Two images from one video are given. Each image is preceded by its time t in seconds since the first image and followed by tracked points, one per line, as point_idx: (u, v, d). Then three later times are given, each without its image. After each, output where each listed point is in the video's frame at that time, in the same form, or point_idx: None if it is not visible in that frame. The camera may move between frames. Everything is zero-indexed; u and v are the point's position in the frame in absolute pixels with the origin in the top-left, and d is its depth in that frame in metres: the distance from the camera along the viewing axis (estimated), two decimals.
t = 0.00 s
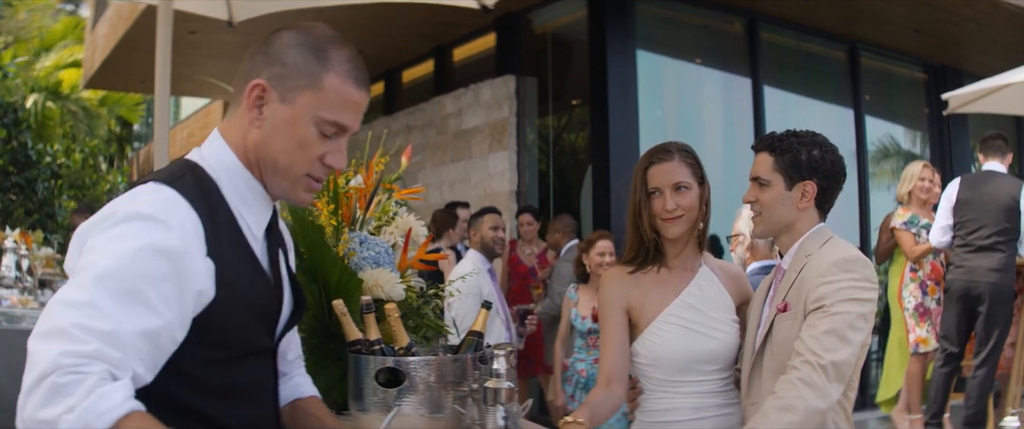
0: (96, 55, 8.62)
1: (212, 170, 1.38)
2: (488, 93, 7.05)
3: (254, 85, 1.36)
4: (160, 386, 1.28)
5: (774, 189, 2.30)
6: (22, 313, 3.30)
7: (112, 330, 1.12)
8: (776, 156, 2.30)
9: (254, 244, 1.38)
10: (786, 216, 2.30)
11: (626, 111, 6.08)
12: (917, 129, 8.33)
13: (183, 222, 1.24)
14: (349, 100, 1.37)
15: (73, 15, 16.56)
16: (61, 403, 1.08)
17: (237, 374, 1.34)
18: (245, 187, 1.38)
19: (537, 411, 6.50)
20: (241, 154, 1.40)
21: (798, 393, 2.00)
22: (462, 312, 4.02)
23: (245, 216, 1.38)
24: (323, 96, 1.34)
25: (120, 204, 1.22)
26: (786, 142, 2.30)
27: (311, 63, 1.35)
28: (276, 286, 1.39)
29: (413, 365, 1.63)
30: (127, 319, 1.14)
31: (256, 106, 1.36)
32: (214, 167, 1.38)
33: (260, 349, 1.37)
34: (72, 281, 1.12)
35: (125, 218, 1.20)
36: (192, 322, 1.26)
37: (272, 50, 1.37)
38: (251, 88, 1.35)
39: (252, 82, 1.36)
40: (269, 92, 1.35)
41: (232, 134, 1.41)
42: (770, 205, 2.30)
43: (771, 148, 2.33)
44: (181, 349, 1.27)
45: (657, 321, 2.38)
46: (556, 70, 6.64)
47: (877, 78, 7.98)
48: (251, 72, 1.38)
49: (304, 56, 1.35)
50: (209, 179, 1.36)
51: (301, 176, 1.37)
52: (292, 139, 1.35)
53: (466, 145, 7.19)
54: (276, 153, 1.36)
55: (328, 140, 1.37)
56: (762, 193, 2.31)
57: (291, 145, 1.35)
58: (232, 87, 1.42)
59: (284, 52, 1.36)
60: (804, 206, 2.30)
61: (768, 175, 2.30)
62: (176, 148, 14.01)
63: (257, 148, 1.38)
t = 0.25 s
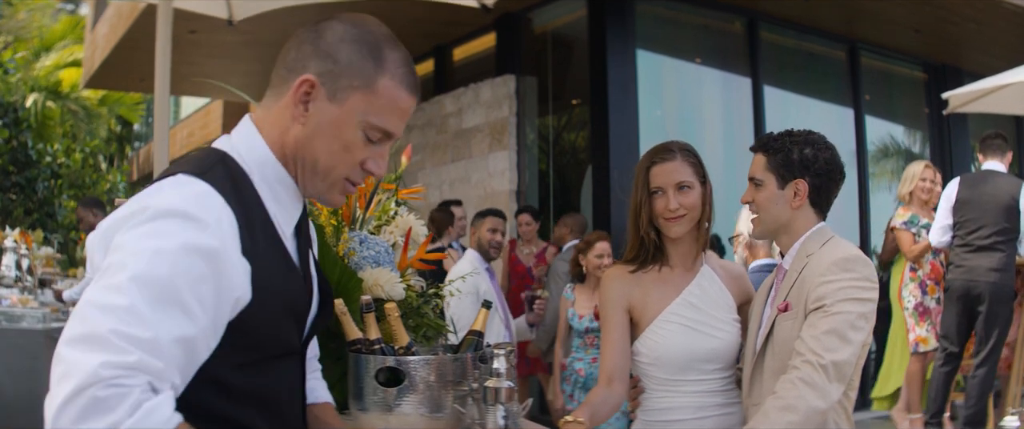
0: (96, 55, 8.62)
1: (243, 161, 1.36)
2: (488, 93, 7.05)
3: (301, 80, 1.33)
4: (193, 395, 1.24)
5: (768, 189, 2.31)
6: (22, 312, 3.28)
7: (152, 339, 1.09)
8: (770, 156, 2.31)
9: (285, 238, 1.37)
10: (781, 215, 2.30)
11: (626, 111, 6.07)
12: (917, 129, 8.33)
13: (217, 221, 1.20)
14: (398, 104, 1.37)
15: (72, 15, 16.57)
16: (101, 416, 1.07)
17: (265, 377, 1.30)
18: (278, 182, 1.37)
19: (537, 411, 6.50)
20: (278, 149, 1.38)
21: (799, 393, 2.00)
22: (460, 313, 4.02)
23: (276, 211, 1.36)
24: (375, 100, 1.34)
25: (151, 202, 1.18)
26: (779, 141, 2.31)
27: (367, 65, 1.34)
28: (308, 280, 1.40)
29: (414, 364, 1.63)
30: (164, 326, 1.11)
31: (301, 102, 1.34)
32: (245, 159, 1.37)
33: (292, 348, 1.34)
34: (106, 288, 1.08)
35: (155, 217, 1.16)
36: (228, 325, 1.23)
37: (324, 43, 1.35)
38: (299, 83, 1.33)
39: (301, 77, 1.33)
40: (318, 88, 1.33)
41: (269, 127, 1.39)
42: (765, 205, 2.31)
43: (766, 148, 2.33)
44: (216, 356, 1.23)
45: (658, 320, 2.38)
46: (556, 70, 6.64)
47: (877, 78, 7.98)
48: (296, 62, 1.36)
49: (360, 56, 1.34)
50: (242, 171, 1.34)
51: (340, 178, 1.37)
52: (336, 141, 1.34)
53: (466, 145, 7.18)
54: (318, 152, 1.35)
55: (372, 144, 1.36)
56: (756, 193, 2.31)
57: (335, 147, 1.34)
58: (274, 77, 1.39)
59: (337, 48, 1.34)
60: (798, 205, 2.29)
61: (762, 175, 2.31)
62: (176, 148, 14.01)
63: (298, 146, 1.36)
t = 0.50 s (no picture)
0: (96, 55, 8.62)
1: (258, 159, 1.37)
2: (488, 92, 7.05)
3: (325, 83, 1.34)
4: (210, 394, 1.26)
5: (762, 188, 2.31)
6: (22, 312, 3.25)
7: (176, 323, 1.09)
8: (761, 155, 2.32)
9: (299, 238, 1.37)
10: (777, 214, 2.30)
11: (627, 111, 6.07)
12: (917, 129, 8.33)
13: (237, 210, 1.21)
14: (415, 113, 1.39)
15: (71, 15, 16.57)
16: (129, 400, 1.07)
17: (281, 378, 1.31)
18: (293, 182, 1.38)
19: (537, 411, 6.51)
20: (295, 151, 1.39)
21: (799, 392, 2.00)
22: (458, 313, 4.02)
23: (290, 210, 1.37)
24: (397, 107, 1.36)
25: (173, 191, 1.19)
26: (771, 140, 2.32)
27: (390, 73, 1.36)
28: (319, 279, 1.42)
29: (414, 364, 1.64)
30: (189, 311, 1.11)
31: (324, 106, 1.35)
32: (259, 157, 1.37)
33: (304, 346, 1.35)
34: (129, 273, 1.09)
35: (177, 205, 1.16)
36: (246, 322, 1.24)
37: (347, 50, 1.36)
38: (323, 87, 1.34)
39: (325, 81, 1.34)
40: (341, 93, 1.34)
41: (285, 128, 1.39)
42: (760, 204, 2.31)
43: (757, 149, 2.35)
44: (232, 350, 1.24)
45: (660, 318, 2.38)
46: (556, 70, 6.65)
47: (878, 78, 7.98)
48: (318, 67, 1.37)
49: (384, 64, 1.36)
50: (255, 168, 1.34)
51: (356, 183, 1.39)
52: (356, 146, 1.35)
53: (466, 145, 7.18)
54: (337, 156, 1.36)
55: (389, 151, 1.38)
56: (751, 193, 2.32)
57: (354, 152, 1.35)
58: (294, 79, 1.40)
59: (360, 55, 1.35)
60: (793, 202, 2.30)
61: (755, 175, 2.32)
62: (177, 148, 14.02)
63: (317, 149, 1.37)
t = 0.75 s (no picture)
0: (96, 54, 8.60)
1: (253, 157, 1.41)
2: (488, 92, 7.05)
3: (325, 88, 1.42)
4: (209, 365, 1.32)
5: (753, 188, 2.34)
6: (22, 312, 3.26)
7: (172, 299, 1.16)
8: (751, 156, 2.35)
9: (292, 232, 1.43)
10: (770, 213, 2.33)
11: (627, 111, 6.07)
12: (917, 129, 8.33)
13: (234, 196, 1.28)
14: (400, 119, 1.49)
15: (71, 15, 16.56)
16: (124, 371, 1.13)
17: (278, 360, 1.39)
18: (287, 180, 1.43)
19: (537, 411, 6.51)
20: (289, 150, 1.44)
21: (803, 395, 1.99)
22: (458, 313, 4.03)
23: (284, 206, 1.42)
24: (387, 112, 1.46)
25: (176, 179, 1.27)
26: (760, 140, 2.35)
27: (382, 81, 1.46)
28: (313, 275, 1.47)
29: (414, 364, 1.63)
30: (185, 288, 1.18)
31: (323, 109, 1.42)
32: (255, 155, 1.41)
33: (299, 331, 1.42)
34: (130, 252, 1.16)
35: (179, 192, 1.24)
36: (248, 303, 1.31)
37: (342, 60, 1.45)
38: (323, 90, 1.42)
39: (324, 86, 1.42)
40: (340, 97, 1.42)
41: (279, 130, 1.45)
42: (754, 203, 2.34)
43: (747, 150, 2.38)
44: (232, 329, 1.31)
45: (659, 317, 2.37)
46: (556, 70, 6.65)
47: (878, 78, 7.98)
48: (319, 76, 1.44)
49: (376, 73, 1.46)
50: (252, 165, 1.39)
51: (346, 183, 1.46)
52: (352, 145, 1.43)
53: (466, 145, 7.18)
54: (332, 155, 1.43)
55: (377, 153, 1.47)
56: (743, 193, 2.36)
57: (349, 151, 1.43)
58: (288, 86, 1.47)
59: (355, 64, 1.45)
60: (786, 201, 2.31)
61: (746, 176, 2.36)
62: (176, 148, 14.00)
63: (312, 149, 1.43)
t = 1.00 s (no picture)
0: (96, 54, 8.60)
1: (245, 162, 1.45)
2: (488, 92, 7.05)
3: (307, 97, 1.48)
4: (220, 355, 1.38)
5: (741, 190, 2.35)
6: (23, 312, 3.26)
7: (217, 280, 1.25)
8: (736, 157, 2.36)
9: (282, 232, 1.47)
10: (758, 214, 2.33)
11: (627, 111, 6.07)
12: (917, 128, 8.33)
13: (244, 186, 1.37)
14: (376, 127, 1.55)
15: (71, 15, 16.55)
16: (187, 349, 1.21)
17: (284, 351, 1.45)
18: (275, 184, 1.47)
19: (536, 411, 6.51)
20: (276, 155, 1.48)
21: (809, 400, 1.99)
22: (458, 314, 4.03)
23: (275, 207, 1.47)
24: (364, 120, 1.52)
25: (186, 172, 1.34)
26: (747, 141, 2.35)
27: (358, 91, 1.52)
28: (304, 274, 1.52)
29: (414, 364, 1.64)
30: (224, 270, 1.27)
31: (306, 116, 1.47)
32: (245, 159, 1.46)
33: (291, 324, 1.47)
34: (168, 241, 1.23)
35: (195, 183, 1.32)
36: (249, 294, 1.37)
37: (321, 72, 1.51)
38: (306, 99, 1.47)
39: (307, 96, 1.48)
40: (321, 105, 1.48)
41: (266, 136, 1.49)
42: (742, 205, 2.35)
43: (735, 150, 2.38)
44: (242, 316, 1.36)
45: (654, 318, 2.38)
46: (555, 70, 6.65)
47: (877, 78, 7.98)
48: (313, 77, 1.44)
49: (352, 84, 1.51)
50: (242, 168, 1.43)
51: (329, 188, 1.51)
52: (333, 151, 1.48)
53: (467, 145, 7.19)
54: (317, 161, 1.48)
55: (357, 160, 1.53)
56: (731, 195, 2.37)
57: (332, 157, 1.49)
58: (273, 97, 1.52)
59: (332, 76, 1.51)
60: (772, 200, 2.30)
61: (732, 178, 2.37)
62: (176, 148, 14.00)
63: (297, 155, 1.48)
